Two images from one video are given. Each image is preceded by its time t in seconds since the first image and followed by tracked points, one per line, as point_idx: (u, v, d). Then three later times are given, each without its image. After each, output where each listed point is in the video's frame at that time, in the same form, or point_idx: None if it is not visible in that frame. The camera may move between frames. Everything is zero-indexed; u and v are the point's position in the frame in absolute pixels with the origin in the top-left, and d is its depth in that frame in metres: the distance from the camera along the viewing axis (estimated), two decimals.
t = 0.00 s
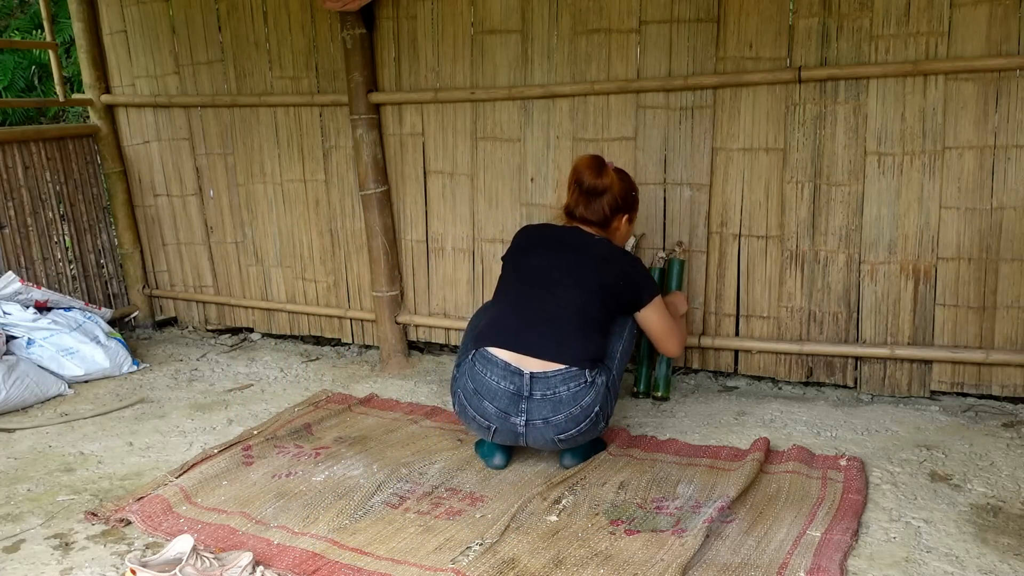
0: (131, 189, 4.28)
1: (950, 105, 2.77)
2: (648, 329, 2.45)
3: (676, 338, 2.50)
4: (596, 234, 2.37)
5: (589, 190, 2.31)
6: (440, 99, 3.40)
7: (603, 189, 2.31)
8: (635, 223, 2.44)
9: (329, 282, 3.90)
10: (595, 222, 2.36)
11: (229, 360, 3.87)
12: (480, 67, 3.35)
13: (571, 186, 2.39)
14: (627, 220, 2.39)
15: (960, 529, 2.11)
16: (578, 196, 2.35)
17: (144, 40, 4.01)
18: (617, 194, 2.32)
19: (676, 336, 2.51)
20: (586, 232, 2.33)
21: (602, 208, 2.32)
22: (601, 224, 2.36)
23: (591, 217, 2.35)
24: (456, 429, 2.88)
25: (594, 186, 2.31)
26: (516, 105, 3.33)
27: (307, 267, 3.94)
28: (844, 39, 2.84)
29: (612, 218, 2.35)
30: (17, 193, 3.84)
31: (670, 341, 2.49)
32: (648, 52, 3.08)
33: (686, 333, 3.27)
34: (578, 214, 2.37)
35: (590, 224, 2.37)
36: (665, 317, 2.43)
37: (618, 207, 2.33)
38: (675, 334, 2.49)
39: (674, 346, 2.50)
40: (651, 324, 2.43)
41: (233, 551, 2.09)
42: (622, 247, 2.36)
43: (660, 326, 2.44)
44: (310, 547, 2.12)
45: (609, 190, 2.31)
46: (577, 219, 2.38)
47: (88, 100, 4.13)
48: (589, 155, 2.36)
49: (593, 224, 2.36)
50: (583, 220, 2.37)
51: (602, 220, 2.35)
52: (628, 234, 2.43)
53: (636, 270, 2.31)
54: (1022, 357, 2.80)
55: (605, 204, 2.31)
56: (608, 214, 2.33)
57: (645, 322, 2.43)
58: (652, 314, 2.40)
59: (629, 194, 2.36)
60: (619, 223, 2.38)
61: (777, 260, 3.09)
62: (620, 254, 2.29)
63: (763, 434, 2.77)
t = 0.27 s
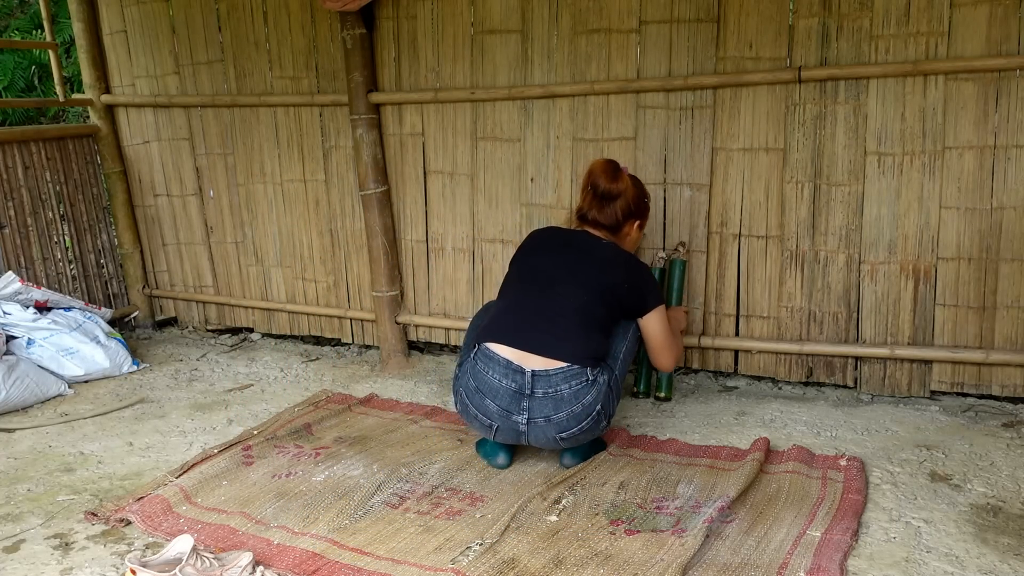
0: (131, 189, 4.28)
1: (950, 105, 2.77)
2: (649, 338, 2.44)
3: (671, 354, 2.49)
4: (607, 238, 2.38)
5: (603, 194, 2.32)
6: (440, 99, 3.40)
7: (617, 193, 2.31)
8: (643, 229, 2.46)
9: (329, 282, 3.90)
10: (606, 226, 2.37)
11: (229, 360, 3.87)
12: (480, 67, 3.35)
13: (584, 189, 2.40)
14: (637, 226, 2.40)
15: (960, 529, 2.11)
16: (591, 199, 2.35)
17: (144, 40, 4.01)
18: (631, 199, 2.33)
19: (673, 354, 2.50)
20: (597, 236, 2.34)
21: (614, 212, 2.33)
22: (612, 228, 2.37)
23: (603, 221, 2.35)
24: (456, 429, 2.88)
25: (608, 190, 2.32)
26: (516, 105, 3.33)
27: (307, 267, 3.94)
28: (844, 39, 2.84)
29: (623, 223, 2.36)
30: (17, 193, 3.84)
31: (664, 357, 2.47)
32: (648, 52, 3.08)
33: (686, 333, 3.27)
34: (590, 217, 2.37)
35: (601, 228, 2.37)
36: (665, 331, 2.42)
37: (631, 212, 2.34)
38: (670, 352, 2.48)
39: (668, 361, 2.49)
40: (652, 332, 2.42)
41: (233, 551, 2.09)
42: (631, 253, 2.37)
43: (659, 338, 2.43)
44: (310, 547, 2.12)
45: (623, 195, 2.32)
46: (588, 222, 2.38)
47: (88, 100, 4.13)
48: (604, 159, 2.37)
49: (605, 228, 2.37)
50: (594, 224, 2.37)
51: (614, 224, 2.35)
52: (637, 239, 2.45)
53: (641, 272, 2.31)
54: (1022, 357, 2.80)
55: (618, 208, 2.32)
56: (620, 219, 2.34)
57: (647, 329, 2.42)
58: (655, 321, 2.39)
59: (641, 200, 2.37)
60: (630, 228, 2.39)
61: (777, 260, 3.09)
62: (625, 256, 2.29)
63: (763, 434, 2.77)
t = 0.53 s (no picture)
0: (131, 189, 4.28)
1: (950, 105, 2.77)
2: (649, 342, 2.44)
3: (671, 359, 2.49)
4: (610, 239, 2.38)
5: (609, 195, 2.32)
6: (440, 99, 3.40)
7: (622, 194, 2.31)
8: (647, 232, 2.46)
9: (329, 282, 3.90)
10: (610, 227, 2.37)
11: (229, 360, 3.87)
12: (480, 67, 3.35)
13: (589, 189, 2.39)
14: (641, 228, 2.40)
15: (960, 529, 2.11)
16: (595, 199, 2.35)
17: (144, 41, 4.01)
18: (635, 200, 2.33)
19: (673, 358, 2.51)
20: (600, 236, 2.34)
21: (620, 214, 2.33)
22: (616, 229, 2.37)
23: (607, 221, 2.35)
24: (456, 429, 2.88)
25: (614, 192, 2.32)
26: (516, 105, 3.33)
27: (307, 267, 3.94)
28: (844, 39, 2.84)
29: (626, 224, 2.36)
30: (17, 193, 3.83)
31: (665, 361, 2.48)
32: (648, 52, 3.08)
33: (686, 333, 3.27)
34: (594, 218, 2.37)
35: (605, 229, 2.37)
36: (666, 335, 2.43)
37: (635, 214, 2.34)
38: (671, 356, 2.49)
39: (667, 365, 2.49)
40: (652, 336, 2.42)
41: (233, 551, 2.09)
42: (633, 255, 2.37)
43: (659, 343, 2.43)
44: (310, 547, 2.12)
45: (629, 196, 2.32)
46: (592, 222, 2.38)
47: (88, 100, 4.13)
48: (609, 159, 2.37)
49: (608, 229, 2.37)
50: (598, 224, 2.37)
51: (618, 225, 2.35)
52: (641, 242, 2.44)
53: (643, 274, 2.31)
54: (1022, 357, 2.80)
55: (623, 210, 2.32)
56: (623, 220, 2.34)
57: (648, 332, 2.42)
58: (656, 323, 2.39)
59: (646, 203, 2.38)
60: (633, 230, 2.39)
61: (777, 260, 3.09)
62: (627, 257, 2.29)
63: (763, 434, 2.77)
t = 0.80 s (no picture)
0: (131, 189, 4.28)
1: (950, 105, 2.77)
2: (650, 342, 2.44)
3: (672, 359, 2.49)
4: (610, 239, 2.37)
5: (611, 193, 2.33)
6: (440, 99, 3.40)
7: (624, 193, 2.32)
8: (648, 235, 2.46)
9: (329, 282, 3.90)
10: (611, 227, 2.36)
11: (229, 360, 3.87)
12: (480, 67, 3.35)
13: (591, 189, 2.40)
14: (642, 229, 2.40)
15: (960, 529, 2.11)
16: (597, 199, 2.35)
17: (144, 41, 4.01)
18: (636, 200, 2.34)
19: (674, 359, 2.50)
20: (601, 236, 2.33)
21: (622, 213, 2.33)
22: (618, 229, 2.36)
23: (609, 221, 2.35)
24: (456, 429, 2.88)
25: (616, 190, 2.33)
26: (516, 105, 3.33)
27: (307, 267, 3.94)
28: (844, 39, 2.84)
29: (628, 224, 2.36)
30: (17, 193, 3.83)
31: (666, 362, 2.48)
32: (648, 52, 3.08)
33: (686, 333, 3.27)
34: (596, 218, 2.37)
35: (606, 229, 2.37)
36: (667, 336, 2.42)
37: (637, 213, 2.35)
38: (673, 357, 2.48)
39: (668, 366, 2.49)
40: (654, 337, 2.41)
41: (233, 551, 2.09)
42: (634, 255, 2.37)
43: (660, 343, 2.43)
44: (310, 547, 2.12)
45: (630, 195, 2.33)
46: (594, 222, 2.38)
47: (88, 100, 4.13)
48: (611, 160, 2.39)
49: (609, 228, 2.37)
50: (599, 223, 2.37)
51: (619, 225, 2.35)
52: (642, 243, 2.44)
53: (644, 276, 2.31)
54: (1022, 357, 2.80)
55: (625, 209, 2.33)
56: (625, 219, 2.34)
57: (648, 333, 2.41)
58: (656, 321, 2.38)
59: (647, 203, 2.38)
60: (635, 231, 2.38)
61: (777, 260, 3.09)
62: (628, 258, 2.30)
63: (763, 434, 2.77)
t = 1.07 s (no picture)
0: (131, 189, 4.28)
1: (950, 105, 2.77)
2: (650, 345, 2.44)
3: (671, 362, 2.49)
4: (613, 241, 2.37)
5: (617, 195, 2.33)
6: (440, 99, 3.40)
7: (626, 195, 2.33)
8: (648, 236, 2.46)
9: (329, 282, 3.90)
10: (614, 229, 2.36)
11: (229, 360, 3.87)
12: (480, 67, 3.35)
13: (594, 191, 2.40)
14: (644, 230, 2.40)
15: (960, 529, 2.11)
16: (601, 201, 2.36)
17: (144, 41, 4.01)
18: (638, 201, 2.34)
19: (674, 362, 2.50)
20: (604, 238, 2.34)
21: (626, 215, 2.34)
22: (620, 231, 2.37)
23: (613, 223, 2.35)
24: (456, 429, 2.88)
25: (621, 192, 2.34)
26: (516, 105, 3.33)
27: (307, 267, 3.94)
28: (844, 39, 2.84)
29: (630, 226, 2.36)
30: (17, 193, 3.83)
31: (665, 365, 2.48)
32: (648, 52, 3.08)
33: (686, 332, 3.27)
34: (599, 220, 2.37)
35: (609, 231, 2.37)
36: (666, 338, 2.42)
37: (639, 215, 2.35)
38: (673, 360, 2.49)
39: (667, 369, 2.49)
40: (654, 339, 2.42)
41: (233, 551, 2.09)
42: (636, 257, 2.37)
43: (659, 346, 2.43)
44: (310, 547, 2.12)
45: (635, 198, 2.34)
46: (597, 224, 2.38)
47: (88, 100, 4.13)
48: (615, 162, 2.39)
49: (612, 230, 2.37)
50: (603, 225, 2.37)
51: (624, 227, 2.36)
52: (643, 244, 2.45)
53: (646, 277, 2.32)
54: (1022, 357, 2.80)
55: (630, 211, 2.33)
56: (628, 222, 2.34)
57: (648, 335, 2.42)
58: (656, 322, 2.38)
59: (650, 207, 2.39)
60: (636, 232, 2.39)
61: (777, 260, 3.09)
62: (629, 258, 2.30)
63: (763, 434, 2.77)
